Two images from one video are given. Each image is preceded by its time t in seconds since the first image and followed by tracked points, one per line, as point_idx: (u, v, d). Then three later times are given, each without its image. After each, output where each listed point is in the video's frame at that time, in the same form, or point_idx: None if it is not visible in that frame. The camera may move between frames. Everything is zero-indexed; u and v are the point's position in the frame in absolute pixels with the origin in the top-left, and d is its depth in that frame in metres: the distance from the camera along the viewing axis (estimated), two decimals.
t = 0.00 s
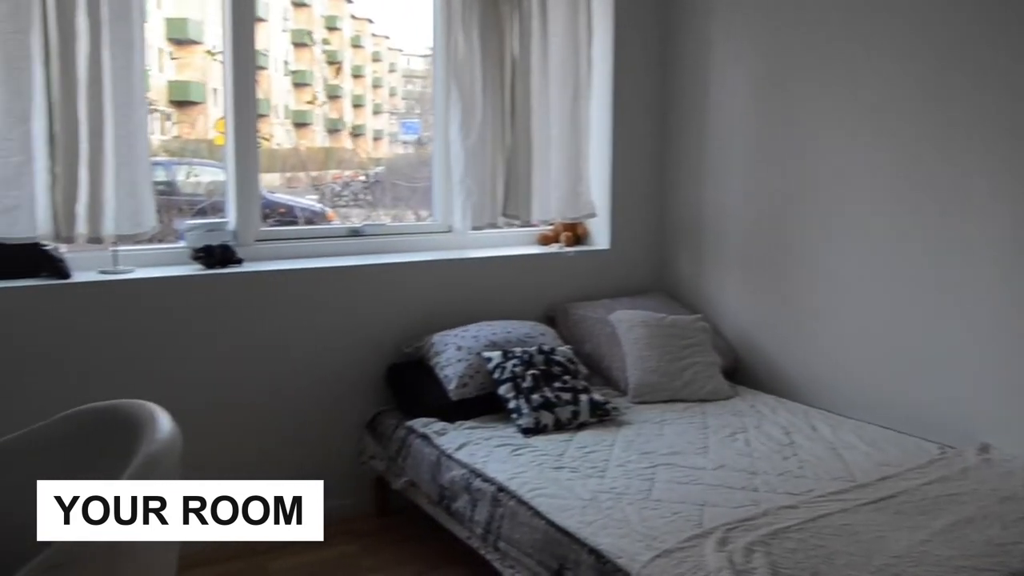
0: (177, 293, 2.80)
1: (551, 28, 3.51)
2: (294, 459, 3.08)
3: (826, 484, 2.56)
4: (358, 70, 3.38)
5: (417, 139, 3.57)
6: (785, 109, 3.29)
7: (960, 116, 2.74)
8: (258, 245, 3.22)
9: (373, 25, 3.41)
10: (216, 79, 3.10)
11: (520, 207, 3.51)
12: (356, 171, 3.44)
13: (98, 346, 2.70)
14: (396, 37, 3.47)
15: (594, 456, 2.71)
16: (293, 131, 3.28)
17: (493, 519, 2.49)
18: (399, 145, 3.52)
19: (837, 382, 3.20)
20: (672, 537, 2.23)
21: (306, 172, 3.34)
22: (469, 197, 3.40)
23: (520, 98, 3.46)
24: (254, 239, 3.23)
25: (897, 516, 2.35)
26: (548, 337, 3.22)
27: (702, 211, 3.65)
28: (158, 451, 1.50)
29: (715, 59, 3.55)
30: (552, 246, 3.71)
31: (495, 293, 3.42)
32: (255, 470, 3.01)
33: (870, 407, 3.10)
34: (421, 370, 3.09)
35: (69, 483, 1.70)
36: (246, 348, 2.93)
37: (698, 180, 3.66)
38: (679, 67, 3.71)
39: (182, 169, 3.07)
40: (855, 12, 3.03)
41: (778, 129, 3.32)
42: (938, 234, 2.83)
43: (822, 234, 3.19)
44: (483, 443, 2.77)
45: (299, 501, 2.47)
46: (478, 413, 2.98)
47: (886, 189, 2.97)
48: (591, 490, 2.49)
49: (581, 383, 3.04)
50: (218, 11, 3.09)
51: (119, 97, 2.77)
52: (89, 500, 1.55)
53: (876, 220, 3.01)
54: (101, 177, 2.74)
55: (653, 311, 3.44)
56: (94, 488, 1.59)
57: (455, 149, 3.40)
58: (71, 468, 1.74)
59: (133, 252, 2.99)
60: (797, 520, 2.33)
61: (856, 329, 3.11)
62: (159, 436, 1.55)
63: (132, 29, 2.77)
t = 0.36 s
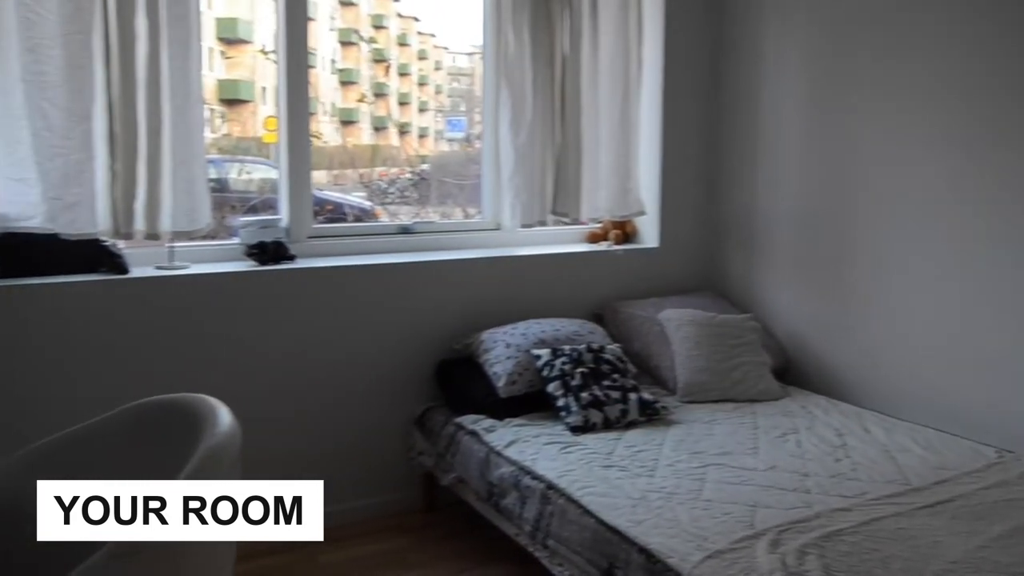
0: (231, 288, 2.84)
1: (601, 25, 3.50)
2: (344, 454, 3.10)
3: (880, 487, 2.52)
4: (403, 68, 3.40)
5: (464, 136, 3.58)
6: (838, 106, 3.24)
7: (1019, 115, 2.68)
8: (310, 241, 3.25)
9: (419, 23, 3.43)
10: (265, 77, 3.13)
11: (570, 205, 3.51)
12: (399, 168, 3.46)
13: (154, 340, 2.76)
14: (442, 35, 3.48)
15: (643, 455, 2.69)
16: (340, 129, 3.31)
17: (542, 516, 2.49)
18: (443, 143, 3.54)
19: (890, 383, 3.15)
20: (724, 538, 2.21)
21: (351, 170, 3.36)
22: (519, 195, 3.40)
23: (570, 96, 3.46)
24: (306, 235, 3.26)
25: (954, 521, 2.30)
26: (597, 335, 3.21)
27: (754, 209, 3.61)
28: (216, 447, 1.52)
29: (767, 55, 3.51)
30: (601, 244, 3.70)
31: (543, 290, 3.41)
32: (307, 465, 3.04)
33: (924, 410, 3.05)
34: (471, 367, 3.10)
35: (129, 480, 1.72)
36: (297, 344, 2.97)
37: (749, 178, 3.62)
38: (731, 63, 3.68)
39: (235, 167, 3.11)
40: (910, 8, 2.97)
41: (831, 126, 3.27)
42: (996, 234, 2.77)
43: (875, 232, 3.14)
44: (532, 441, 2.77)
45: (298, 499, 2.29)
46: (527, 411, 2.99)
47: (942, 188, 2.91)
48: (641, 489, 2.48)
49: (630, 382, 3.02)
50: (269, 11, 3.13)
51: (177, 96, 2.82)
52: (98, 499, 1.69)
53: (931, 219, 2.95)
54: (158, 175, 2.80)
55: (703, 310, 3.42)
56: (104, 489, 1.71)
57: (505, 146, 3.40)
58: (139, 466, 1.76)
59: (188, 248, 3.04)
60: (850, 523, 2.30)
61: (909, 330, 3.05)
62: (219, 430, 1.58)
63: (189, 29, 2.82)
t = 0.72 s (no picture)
0: (282, 285, 2.88)
1: (651, 22, 3.48)
2: (392, 450, 3.13)
3: (934, 491, 2.48)
4: (447, 66, 3.41)
5: (508, 134, 3.58)
6: (892, 102, 3.18)
7: None
8: (360, 238, 3.28)
9: (464, 21, 3.44)
10: (311, 76, 3.16)
11: (618, 203, 3.49)
12: (442, 165, 3.46)
13: (207, 335, 2.80)
14: (486, 33, 3.48)
15: (692, 455, 2.68)
16: (385, 127, 3.32)
17: (590, 515, 2.49)
18: (487, 141, 3.54)
19: (943, 385, 3.09)
20: (775, 540, 2.19)
21: (395, 168, 3.37)
22: (567, 193, 3.40)
23: (620, 94, 3.45)
24: (356, 232, 3.29)
25: (1011, 527, 2.25)
26: (645, 334, 3.20)
27: (804, 207, 3.57)
28: (275, 441, 1.52)
29: (819, 51, 3.46)
30: (649, 243, 3.68)
31: (591, 288, 3.40)
32: (355, 460, 3.07)
33: (979, 413, 2.99)
34: (518, 365, 3.11)
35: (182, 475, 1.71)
36: (346, 340, 2.99)
37: (800, 176, 3.58)
38: (782, 60, 3.64)
39: (284, 164, 3.15)
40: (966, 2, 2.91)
41: (884, 124, 3.22)
42: None
43: (929, 232, 3.08)
44: (580, 439, 2.76)
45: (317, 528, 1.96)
46: (575, 409, 2.98)
47: (999, 187, 2.85)
48: (691, 489, 2.46)
49: (679, 381, 3.01)
50: (316, 10, 3.16)
51: (231, 95, 2.86)
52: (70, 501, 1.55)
53: (987, 219, 2.89)
54: (212, 171, 2.84)
55: (753, 310, 3.38)
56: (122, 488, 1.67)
57: (554, 145, 3.40)
58: (192, 462, 1.74)
59: (241, 245, 3.09)
60: (904, 527, 2.26)
61: (964, 331, 2.99)
62: (278, 424, 1.57)
63: (244, 28, 2.86)
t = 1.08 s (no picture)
0: (330, 281, 2.90)
1: (698, 18, 3.45)
2: (437, 447, 3.14)
3: (989, 495, 2.42)
4: (489, 64, 3.41)
5: (551, 132, 3.56)
6: (945, 98, 3.12)
7: None
8: (407, 235, 3.30)
9: (506, 19, 3.43)
10: (354, 74, 3.17)
11: (665, 202, 3.46)
12: (485, 163, 3.46)
13: (256, 331, 2.83)
14: (529, 30, 3.47)
15: (741, 456, 2.65)
16: (428, 125, 3.33)
17: (637, 514, 2.47)
18: (530, 138, 3.53)
19: (998, 388, 3.02)
20: (826, 542, 2.16)
21: (436, 167, 3.37)
22: (614, 190, 3.38)
23: (668, 90, 3.43)
24: (403, 230, 3.31)
25: None
26: (692, 333, 3.17)
27: (855, 205, 3.51)
28: (328, 436, 1.53)
29: (871, 46, 3.41)
30: (696, 242, 3.65)
31: (638, 287, 3.39)
32: (401, 456, 3.08)
33: None
34: (564, 363, 3.10)
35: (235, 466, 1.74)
36: (393, 337, 3.01)
37: (850, 174, 3.53)
38: (832, 56, 3.59)
39: (329, 162, 3.17)
40: None
41: (937, 120, 3.16)
42: None
43: (984, 231, 3.02)
44: (627, 438, 2.75)
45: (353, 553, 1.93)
46: (621, 408, 2.97)
47: None
48: (739, 490, 2.44)
49: (726, 381, 2.98)
50: (362, 10, 3.17)
51: (282, 93, 2.89)
52: (118, 499, 1.53)
53: None
54: (262, 168, 2.87)
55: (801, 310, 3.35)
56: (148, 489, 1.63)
57: (601, 142, 3.39)
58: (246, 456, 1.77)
59: (290, 242, 3.12)
60: (959, 532, 2.22)
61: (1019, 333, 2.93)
62: (331, 419, 1.59)
63: (294, 27, 2.88)
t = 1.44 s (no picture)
0: (376, 278, 2.92)
1: (745, 15, 3.42)
2: (481, 444, 3.14)
3: None
4: (530, 62, 3.41)
5: (593, 130, 3.55)
6: (999, 96, 3.06)
7: None
8: (451, 233, 3.31)
9: (547, 17, 3.42)
10: (396, 72, 3.19)
11: (710, 200, 3.43)
12: (527, 161, 3.46)
13: (303, 326, 2.86)
14: (569, 28, 3.46)
15: (788, 457, 2.62)
16: (469, 123, 3.33)
17: (682, 514, 2.46)
18: (570, 136, 3.52)
19: None
20: (876, 546, 2.12)
21: (478, 164, 3.37)
22: (659, 188, 3.36)
23: (714, 88, 3.40)
24: (447, 227, 3.33)
25: None
26: (737, 333, 3.15)
27: (905, 203, 3.46)
28: (379, 431, 1.54)
29: (922, 43, 3.35)
30: (741, 241, 3.62)
31: (682, 286, 3.36)
32: (444, 452, 3.09)
33: None
34: (608, 361, 3.09)
35: (286, 461, 1.75)
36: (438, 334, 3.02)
37: (900, 172, 3.47)
38: (883, 52, 3.53)
39: (371, 160, 3.19)
40: None
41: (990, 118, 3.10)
42: None
43: None
44: (671, 438, 2.73)
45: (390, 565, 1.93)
46: (666, 407, 2.95)
47: None
48: (787, 492, 2.41)
49: (772, 381, 2.95)
50: (404, 10, 3.19)
51: (329, 91, 2.91)
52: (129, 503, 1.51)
53: None
54: (309, 167, 2.89)
55: (849, 310, 3.30)
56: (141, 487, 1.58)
57: (646, 140, 3.37)
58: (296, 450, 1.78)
59: (336, 238, 3.14)
60: (1013, 538, 2.17)
61: None
62: (382, 414, 1.59)
63: (341, 26, 2.90)
